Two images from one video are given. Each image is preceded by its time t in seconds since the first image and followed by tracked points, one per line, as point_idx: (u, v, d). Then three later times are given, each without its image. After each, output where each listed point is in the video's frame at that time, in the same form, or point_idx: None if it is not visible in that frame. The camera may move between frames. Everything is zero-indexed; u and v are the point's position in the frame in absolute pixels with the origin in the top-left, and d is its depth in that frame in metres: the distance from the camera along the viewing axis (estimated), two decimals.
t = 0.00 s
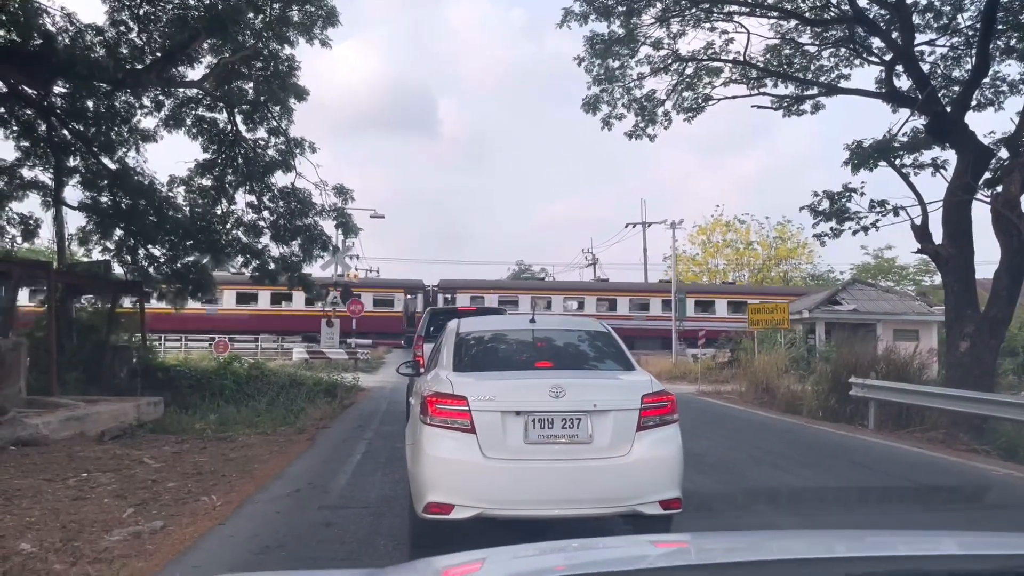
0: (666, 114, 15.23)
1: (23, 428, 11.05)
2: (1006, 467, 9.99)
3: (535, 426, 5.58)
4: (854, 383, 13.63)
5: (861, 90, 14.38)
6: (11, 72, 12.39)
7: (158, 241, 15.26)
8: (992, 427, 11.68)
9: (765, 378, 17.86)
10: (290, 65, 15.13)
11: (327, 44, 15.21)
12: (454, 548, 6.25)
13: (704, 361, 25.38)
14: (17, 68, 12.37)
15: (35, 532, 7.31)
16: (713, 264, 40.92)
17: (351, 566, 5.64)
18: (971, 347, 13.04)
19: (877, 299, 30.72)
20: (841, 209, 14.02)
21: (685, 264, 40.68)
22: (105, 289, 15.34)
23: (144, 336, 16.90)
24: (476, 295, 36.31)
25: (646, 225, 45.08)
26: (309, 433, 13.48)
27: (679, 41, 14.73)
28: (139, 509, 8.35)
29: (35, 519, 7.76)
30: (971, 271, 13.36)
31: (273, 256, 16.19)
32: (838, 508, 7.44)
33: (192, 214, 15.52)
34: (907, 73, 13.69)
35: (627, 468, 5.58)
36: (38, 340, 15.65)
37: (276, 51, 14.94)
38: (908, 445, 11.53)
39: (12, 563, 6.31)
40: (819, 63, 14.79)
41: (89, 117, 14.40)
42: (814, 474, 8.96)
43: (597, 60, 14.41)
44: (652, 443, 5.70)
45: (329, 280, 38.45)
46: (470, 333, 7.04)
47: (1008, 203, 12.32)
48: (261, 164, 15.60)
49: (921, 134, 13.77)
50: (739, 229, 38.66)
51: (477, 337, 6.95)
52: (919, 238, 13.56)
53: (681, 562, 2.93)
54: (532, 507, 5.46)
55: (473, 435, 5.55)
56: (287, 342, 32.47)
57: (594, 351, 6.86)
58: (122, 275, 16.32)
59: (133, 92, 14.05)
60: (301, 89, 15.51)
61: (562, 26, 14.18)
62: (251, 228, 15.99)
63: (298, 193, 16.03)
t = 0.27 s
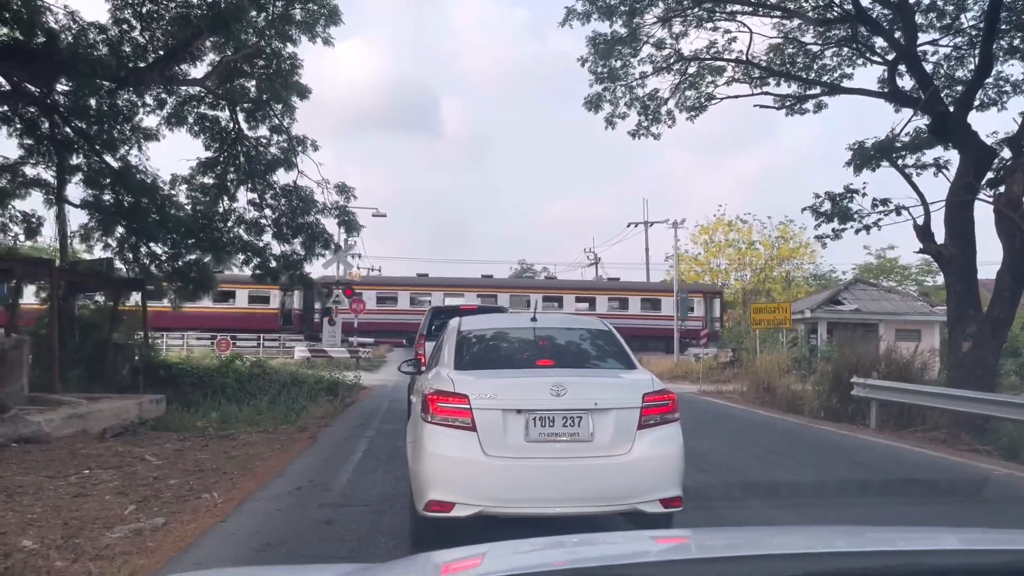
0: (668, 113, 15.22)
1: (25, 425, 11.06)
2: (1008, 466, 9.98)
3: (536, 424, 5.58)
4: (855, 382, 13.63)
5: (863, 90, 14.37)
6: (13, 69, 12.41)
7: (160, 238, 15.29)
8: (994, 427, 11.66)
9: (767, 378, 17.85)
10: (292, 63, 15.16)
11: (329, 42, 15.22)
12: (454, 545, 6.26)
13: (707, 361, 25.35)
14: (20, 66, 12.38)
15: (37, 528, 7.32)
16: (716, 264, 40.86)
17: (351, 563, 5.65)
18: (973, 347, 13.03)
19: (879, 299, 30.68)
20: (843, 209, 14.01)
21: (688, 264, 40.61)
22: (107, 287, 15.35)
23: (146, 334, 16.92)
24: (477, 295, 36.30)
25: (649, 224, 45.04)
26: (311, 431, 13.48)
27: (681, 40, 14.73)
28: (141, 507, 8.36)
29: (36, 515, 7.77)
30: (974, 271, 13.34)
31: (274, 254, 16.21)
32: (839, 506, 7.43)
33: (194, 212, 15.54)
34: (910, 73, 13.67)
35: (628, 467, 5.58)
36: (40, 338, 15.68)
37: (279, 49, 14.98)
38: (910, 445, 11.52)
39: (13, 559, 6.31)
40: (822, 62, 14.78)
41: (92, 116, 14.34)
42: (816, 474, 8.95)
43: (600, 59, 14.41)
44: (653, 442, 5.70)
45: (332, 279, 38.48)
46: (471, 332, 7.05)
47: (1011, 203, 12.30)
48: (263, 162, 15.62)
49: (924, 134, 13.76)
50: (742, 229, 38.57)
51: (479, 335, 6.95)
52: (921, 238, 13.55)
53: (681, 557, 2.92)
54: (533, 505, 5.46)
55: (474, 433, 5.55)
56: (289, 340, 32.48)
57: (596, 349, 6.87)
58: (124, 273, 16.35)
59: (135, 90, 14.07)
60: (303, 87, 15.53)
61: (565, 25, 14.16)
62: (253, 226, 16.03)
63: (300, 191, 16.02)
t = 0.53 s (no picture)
0: (671, 113, 15.22)
1: (28, 423, 11.07)
2: (1010, 467, 9.98)
3: (538, 423, 5.58)
4: (857, 382, 13.63)
5: (866, 90, 14.36)
6: (17, 67, 12.42)
7: (163, 237, 15.17)
8: (996, 428, 11.65)
9: (769, 377, 17.85)
10: (295, 62, 15.23)
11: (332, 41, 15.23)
12: (456, 544, 6.27)
13: (708, 360, 25.34)
14: (23, 64, 12.41)
15: (40, 526, 7.33)
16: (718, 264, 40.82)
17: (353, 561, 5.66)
18: (976, 348, 13.02)
19: (881, 298, 30.67)
20: (846, 208, 14.00)
21: (690, 263, 40.56)
22: (110, 284, 15.38)
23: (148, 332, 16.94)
24: (480, 293, 36.31)
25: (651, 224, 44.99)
26: (313, 430, 13.50)
27: (684, 40, 14.73)
28: (143, 505, 8.37)
29: (39, 513, 7.78)
30: (976, 271, 13.33)
31: (277, 252, 16.29)
32: (840, 506, 7.44)
33: (197, 211, 15.57)
34: (913, 73, 13.66)
35: (630, 466, 5.59)
36: (43, 335, 15.70)
37: (281, 48, 15.12)
38: (912, 445, 11.52)
39: (16, 557, 6.32)
40: (825, 61, 14.77)
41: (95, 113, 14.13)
42: (818, 474, 8.95)
43: (602, 58, 14.41)
44: (655, 442, 5.71)
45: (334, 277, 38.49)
46: (473, 331, 7.06)
47: (1013, 203, 12.30)
48: (266, 160, 15.64)
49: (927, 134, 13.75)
50: (744, 228, 38.50)
51: (481, 334, 6.96)
52: (924, 238, 13.54)
53: (682, 557, 2.93)
54: (535, 505, 5.46)
55: (477, 432, 5.56)
56: (291, 339, 32.51)
57: (598, 349, 6.88)
58: (127, 271, 16.38)
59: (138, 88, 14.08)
60: (306, 86, 15.56)
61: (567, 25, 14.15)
62: (256, 225, 16.07)
63: (302, 189, 16.04)
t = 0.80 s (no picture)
0: (673, 113, 15.21)
1: (29, 421, 11.08)
2: (1012, 468, 9.97)
3: (540, 423, 5.58)
4: (859, 382, 13.63)
5: (868, 90, 14.35)
6: (19, 66, 12.44)
7: (164, 236, 15.15)
8: (998, 428, 11.64)
9: (770, 377, 17.84)
10: (297, 61, 15.24)
11: (333, 40, 15.23)
12: (457, 543, 6.27)
13: (710, 360, 25.34)
14: (26, 63, 12.42)
15: (41, 524, 7.34)
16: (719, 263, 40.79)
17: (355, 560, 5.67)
18: (978, 348, 13.01)
19: (883, 299, 30.64)
20: (848, 208, 13.99)
21: (692, 263, 40.53)
22: (111, 283, 15.40)
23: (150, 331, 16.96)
24: (481, 293, 36.31)
25: (653, 224, 44.97)
26: (314, 429, 13.50)
27: (686, 40, 14.72)
28: (145, 503, 8.38)
29: (41, 512, 7.79)
30: (978, 271, 13.32)
31: (279, 251, 16.25)
32: (841, 505, 7.44)
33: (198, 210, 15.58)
34: (915, 73, 13.64)
35: (632, 466, 5.58)
36: (44, 334, 15.72)
37: (283, 47, 15.07)
38: (914, 445, 11.51)
39: (18, 555, 6.33)
40: (827, 61, 14.76)
41: (97, 112, 14.07)
42: (820, 474, 8.94)
43: (604, 58, 14.41)
44: (657, 441, 5.70)
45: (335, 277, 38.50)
46: (475, 330, 7.06)
47: (1016, 203, 12.28)
48: (267, 159, 15.64)
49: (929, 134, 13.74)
50: (746, 228, 38.45)
51: (482, 333, 6.96)
52: (926, 238, 13.53)
53: (684, 557, 2.93)
54: (536, 505, 5.46)
55: (478, 431, 5.56)
56: (292, 337, 32.53)
57: (600, 348, 6.87)
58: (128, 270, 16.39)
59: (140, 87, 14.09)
60: (308, 85, 15.55)
61: (569, 25, 14.13)
62: (257, 224, 16.08)
63: (304, 188, 16.05)
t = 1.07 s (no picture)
0: (674, 112, 15.22)
1: (31, 419, 11.10)
2: (1012, 468, 9.98)
3: (541, 422, 5.60)
4: (859, 382, 13.64)
5: (870, 89, 14.36)
6: (21, 65, 12.46)
7: (166, 235, 15.16)
8: (998, 428, 11.64)
9: (771, 377, 17.85)
10: (298, 59, 15.21)
11: (335, 39, 15.24)
12: (458, 541, 6.28)
13: (710, 360, 25.35)
14: (28, 61, 12.44)
15: (43, 522, 7.36)
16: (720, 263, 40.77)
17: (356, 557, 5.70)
18: (978, 348, 13.01)
19: (884, 298, 30.63)
20: (848, 208, 14.00)
21: (692, 262, 40.51)
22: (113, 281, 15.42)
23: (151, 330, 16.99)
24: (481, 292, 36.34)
25: (654, 223, 44.97)
26: (315, 427, 13.51)
27: (687, 40, 14.73)
28: (146, 501, 8.41)
29: (43, 509, 7.81)
30: (979, 271, 13.32)
31: (280, 250, 16.28)
32: (840, 504, 7.45)
33: (200, 208, 15.60)
34: (916, 72, 13.64)
35: (632, 465, 5.60)
36: (46, 332, 15.75)
37: (285, 46, 15.07)
38: (914, 445, 11.51)
39: (20, 553, 6.35)
40: (828, 61, 14.76)
41: (99, 112, 14.05)
42: (820, 473, 8.95)
43: (606, 57, 14.41)
44: (657, 440, 5.72)
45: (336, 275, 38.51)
46: (476, 329, 7.07)
47: (1017, 203, 12.29)
48: (269, 158, 15.66)
49: (930, 134, 13.75)
50: (747, 227, 38.44)
51: (483, 333, 6.97)
52: (926, 238, 13.53)
53: (683, 554, 2.94)
54: (536, 503, 5.47)
55: (479, 429, 5.57)
56: (293, 336, 32.55)
57: (600, 347, 6.89)
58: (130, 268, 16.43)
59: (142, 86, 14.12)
60: (309, 84, 15.56)
61: (570, 25, 14.14)
62: (259, 223, 16.10)
63: (305, 187, 16.06)
